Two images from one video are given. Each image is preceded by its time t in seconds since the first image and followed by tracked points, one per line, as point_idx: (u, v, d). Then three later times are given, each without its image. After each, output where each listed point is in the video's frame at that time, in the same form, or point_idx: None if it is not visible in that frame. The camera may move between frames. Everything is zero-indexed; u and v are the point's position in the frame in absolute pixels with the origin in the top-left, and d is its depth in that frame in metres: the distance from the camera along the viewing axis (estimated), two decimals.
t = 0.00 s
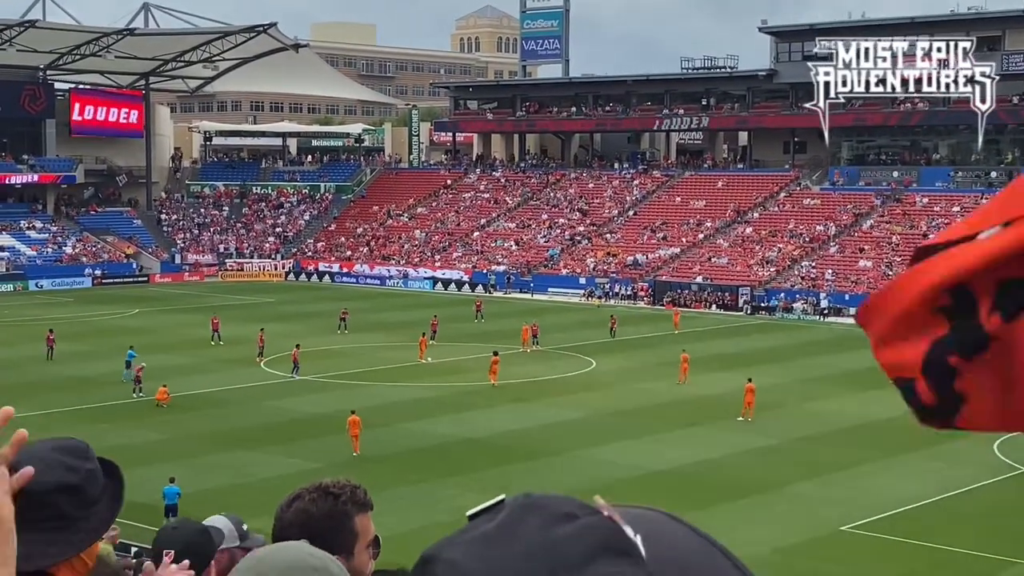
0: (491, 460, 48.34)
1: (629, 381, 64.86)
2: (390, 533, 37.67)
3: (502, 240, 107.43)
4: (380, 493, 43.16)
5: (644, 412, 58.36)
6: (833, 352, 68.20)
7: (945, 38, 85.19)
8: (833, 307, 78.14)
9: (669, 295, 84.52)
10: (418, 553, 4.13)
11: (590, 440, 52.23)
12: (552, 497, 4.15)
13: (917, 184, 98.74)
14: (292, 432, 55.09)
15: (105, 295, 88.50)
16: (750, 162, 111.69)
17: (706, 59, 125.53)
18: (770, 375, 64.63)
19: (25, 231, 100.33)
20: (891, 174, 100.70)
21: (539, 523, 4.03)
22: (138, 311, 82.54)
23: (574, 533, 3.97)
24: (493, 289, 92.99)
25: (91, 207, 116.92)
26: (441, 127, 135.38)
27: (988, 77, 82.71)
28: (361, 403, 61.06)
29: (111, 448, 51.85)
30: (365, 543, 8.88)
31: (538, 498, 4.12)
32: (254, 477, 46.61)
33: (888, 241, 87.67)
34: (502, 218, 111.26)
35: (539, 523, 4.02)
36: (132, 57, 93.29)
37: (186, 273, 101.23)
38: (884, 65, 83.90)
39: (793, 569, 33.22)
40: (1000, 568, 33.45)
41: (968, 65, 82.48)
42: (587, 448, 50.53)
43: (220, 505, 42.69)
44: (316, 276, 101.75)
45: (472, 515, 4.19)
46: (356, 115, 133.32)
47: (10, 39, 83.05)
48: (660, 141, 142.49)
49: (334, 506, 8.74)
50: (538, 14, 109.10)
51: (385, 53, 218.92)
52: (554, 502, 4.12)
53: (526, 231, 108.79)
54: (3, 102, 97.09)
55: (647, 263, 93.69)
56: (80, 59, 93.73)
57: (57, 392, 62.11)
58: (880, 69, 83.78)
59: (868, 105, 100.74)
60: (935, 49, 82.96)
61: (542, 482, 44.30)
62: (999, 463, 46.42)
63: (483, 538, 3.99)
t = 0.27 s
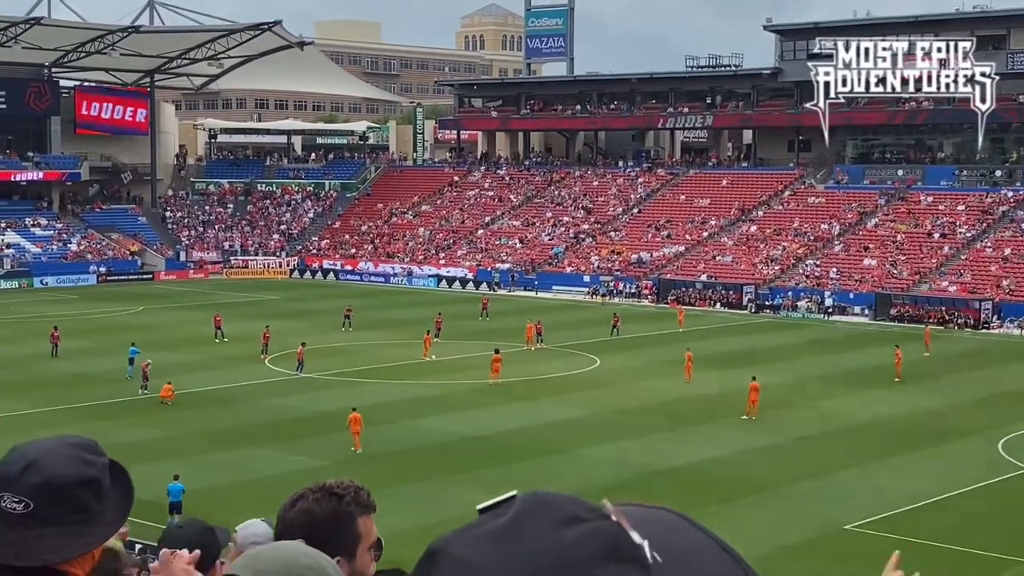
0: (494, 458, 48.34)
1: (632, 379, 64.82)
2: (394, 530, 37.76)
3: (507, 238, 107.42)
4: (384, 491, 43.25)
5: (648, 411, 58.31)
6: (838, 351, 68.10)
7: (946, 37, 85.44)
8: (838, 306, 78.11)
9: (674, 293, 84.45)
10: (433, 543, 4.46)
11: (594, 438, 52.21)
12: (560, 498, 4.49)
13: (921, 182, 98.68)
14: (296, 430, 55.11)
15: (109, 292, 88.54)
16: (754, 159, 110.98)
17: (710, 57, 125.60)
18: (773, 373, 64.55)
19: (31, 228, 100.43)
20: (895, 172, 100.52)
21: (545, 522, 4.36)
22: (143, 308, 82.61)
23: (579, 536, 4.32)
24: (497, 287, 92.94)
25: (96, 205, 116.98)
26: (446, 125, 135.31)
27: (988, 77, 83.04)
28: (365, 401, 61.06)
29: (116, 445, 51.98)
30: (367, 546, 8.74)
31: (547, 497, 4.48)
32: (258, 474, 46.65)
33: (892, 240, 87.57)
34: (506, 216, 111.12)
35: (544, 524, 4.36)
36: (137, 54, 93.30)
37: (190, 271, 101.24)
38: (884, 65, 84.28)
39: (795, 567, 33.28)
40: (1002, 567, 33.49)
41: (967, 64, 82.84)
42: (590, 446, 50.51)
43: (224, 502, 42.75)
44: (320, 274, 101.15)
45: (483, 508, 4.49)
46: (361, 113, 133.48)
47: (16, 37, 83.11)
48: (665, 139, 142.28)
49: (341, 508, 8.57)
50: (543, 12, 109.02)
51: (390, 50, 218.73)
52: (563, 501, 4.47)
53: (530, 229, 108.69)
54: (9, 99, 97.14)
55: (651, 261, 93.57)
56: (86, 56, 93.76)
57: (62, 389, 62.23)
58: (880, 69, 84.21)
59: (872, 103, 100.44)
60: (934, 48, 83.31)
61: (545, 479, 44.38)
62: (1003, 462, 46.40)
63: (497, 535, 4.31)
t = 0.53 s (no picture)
0: (499, 456, 48.34)
1: (636, 378, 64.83)
2: (397, 529, 37.73)
3: (512, 237, 107.65)
4: (388, 489, 43.23)
5: (652, 410, 58.31)
6: (842, 351, 68.07)
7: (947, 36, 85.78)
8: (843, 305, 77.96)
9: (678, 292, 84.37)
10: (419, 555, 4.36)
11: (598, 437, 52.26)
12: (550, 502, 4.39)
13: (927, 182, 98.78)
14: (301, 428, 55.19)
15: (114, 290, 88.59)
16: (760, 159, 111.20)
17: (717, 56, 125.44)
18: (777, 373, 64.56)
19: (37, 226, 100.61)
20: (902, 172, 100.41)
21: (534, 529, 4.25)
22: (148, 306, 82.67)
23: (569, 543, 4.24)
24: (502, 285, 92.92)
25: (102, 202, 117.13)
26: (451, 124, 135.30)
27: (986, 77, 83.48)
28: (370, 400, 61.13)
29: (121, 443, 52.01)
30: (371, 546, 8.71)
31: (539, 502, 4.37)
32: (263, 472, 46.72)
33: (897, 239, 87.66)
34: (511, 215, 111.15)
35: (535, 529, 4.25)
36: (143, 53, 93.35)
37: (196, 269, 101.32)
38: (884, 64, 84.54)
39: (799, 567, 33.19)
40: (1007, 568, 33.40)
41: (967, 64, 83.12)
42: (595, 446, 50.54)
43: (229, 500, 42.76)
44: (325, 271, 101.94)
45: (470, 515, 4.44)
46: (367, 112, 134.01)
47: (22, 35, 83.15)
48: (670, 138, 142.24)
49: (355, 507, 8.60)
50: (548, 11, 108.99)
51: (396, 48, 218.78)
52: (553, 505, 4.37)
53: (536, 227, 108.70)
54: (14, 97, 97.26)
55: (656, 261, 93.57)
56: (91, 54, 93.79)
57: (67, 387, 62.29)
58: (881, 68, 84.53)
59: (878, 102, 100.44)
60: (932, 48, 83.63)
61: (550, 478, 44.35)
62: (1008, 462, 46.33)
63: (484, 546, 4.22)
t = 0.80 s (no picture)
0: (506, 455, 48.27)
1: (643, 377, 64.77)
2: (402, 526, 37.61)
3: (519, 235, 107.51)
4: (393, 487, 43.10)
5: (659, 409, 58.18)
6: (850, 350, 67.93)
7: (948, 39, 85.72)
8: (851, 304, 77.89)
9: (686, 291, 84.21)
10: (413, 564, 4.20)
11: (606, 435, 52.19)
12: (544, 502, 4.26)
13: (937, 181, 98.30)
14: (308, 426, 55.19)
15: (120, 288, 88.54)
16: (769, 158, 111.26)
17: (726, 53, 125.06)
18: (785, 372, 64.45)
19: (45, 224, 100.78)
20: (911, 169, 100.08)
21: (533, 526, 4.15)
22: (154, 305, 82.62)
23: (564, 540, 4.12)
24: (510, 284, 92.66)
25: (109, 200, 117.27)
26: (460, 122, 135.11)
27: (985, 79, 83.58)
28: (377, 399, 61.11)
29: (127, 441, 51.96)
30: (375, 541, 8.75)
31: (529, 504, 4.24)
32: (270, 469, 46.75)
33: (906, 237, 87.59)
34: (519, 213, 111.08)
35: (532, 527, 4.15)
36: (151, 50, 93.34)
37: (203, 268, 101.35)
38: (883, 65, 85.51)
39: (805, 568, 33.03)
40: (1013, 568, 33.22)
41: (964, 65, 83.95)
42: (602, 443, 50.49)
43: (233, 498, 42.67)
44: (333, 270, 102.23)
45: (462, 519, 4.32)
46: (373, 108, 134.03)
47: (29, 32, 83.08)
48: (680, 137, 141.98)
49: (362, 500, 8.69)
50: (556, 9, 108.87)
51: (404, 45, 218.62)
52: (547, 506, 4.25)
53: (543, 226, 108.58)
54: (23, 95, 97.35)
55: (664, 259, 93.50)
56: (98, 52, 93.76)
57: (73, 385, 62.26)
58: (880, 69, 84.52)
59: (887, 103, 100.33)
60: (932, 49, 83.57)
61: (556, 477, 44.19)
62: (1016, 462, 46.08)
63: (478, 548, 4.11)
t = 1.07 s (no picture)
0: (521, 461, 44.01)
1: (663, 381, 60.41)
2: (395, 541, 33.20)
3: (528, 230, 102.72)
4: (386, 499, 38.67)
5: (683, 415, 53.86)
6: (885, 352, 63.49)
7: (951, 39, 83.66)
8: (884, 304, 73.08)
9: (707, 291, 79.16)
10: None
11: (629, 442, 47.98)
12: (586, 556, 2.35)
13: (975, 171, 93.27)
14: (302, 434, 50.95)
15: (98, 286, 83.73)
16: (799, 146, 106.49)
17: (749, 36, 119.28)
18: (816, 377, 60.07)
19: (16, 216, 95.46)
20: (948, 160, 94.69)
21: None
22: (135, 304, 77.98)
23: None
24: (516, 282, 88.64)
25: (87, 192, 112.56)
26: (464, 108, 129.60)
27: (988, 78, 81.75)
28: (378, 402, 56.80)
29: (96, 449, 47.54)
30: (373, 559, 7.13)
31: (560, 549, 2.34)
32: (265, 478, 42.47)
33: (944, 233, 82.62)
34: (527, 206, 106.27)
35: None
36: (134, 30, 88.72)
37: (186, 264, 96.36)
38: (885, 65, 83.55)
39: None
40: None
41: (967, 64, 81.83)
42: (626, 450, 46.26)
43: (207, 510, 38.29)
44: (327, 266, 97.26)
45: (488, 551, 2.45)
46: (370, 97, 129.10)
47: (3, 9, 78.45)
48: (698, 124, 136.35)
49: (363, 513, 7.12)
50: None
51: (405, 30, 212.95)
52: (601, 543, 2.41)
53: (552, 219, 103.56)
54: None
55: (683, 256, 88.53)
56: (77, 33, 89.11)
57: (45, 387, 57.85)
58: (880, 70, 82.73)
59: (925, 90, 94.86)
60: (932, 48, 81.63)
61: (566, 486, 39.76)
62: None
63: None
